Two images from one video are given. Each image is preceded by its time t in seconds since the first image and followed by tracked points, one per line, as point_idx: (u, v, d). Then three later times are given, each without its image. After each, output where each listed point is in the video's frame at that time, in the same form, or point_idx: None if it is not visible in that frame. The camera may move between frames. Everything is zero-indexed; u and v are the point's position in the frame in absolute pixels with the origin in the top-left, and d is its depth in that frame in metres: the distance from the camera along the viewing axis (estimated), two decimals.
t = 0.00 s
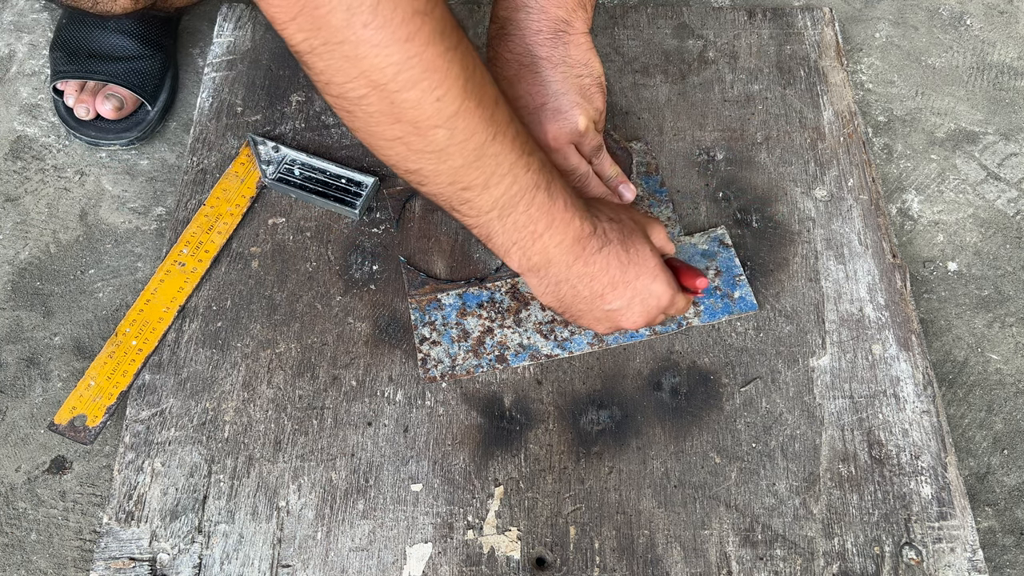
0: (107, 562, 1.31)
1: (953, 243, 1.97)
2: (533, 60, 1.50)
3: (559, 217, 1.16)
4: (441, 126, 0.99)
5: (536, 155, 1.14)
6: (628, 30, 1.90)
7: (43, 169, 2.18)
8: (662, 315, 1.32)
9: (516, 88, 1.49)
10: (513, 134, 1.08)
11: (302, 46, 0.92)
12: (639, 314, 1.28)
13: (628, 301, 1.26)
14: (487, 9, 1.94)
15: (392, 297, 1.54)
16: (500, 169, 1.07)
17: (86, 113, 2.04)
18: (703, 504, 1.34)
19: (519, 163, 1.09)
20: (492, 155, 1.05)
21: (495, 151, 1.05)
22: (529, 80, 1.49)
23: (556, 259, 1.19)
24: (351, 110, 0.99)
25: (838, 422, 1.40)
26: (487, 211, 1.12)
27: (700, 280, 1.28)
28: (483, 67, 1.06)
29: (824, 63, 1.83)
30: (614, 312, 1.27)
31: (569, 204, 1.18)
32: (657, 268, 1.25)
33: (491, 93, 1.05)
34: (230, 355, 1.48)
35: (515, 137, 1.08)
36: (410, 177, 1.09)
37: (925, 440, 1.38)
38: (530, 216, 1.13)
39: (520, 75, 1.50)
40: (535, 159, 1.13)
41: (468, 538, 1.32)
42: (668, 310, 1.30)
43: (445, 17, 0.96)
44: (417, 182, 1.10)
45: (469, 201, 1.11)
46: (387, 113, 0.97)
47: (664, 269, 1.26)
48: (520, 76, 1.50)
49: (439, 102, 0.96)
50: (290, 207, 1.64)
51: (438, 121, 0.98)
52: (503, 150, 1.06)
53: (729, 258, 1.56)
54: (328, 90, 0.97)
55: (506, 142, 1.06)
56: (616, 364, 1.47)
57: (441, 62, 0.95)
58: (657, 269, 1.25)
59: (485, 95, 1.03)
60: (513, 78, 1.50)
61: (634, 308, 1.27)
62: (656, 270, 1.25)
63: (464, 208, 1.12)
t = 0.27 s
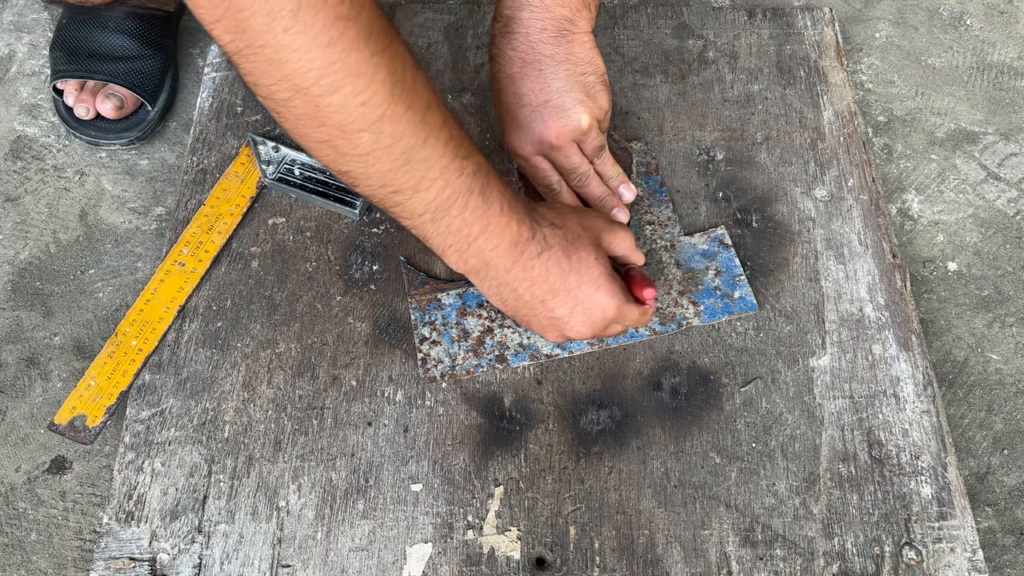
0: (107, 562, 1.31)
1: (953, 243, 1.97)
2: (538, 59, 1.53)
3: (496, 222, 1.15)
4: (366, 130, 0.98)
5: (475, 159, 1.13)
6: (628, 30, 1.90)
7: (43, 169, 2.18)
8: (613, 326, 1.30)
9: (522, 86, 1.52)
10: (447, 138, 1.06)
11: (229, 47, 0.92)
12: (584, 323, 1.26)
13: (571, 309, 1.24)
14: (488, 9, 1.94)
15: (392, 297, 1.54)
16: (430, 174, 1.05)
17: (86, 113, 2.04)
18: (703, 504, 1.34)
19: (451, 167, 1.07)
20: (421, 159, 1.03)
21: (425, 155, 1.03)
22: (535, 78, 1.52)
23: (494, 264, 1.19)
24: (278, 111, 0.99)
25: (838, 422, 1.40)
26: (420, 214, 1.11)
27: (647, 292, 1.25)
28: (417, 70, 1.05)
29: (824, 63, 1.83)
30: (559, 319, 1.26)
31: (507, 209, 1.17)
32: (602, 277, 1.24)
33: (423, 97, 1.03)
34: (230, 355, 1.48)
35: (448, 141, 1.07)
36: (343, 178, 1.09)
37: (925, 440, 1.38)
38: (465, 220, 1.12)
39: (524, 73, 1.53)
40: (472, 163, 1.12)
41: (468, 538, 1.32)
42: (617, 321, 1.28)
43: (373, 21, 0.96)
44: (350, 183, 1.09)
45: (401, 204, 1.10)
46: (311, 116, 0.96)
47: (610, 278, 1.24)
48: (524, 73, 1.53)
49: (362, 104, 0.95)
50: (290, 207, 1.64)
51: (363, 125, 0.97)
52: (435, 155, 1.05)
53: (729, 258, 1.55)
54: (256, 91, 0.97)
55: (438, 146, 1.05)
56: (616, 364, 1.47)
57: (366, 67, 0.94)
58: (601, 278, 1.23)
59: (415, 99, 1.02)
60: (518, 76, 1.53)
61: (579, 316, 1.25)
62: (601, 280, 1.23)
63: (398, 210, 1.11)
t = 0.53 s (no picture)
0: (107, 562, 1.31)
1: (953, 243, 1.97)
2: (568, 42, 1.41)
3: (416, 246, 1.15)
4: (274, 167, 0.99)
5: (395, 182, 1.12)
6: (628, 30, 1.90)
7: (43, 169, 2.18)
8: (550, 346, 1.25)
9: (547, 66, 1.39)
10: (360, 164, 1.06)
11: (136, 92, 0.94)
12: (515, 344, 1.24)
13: (499, 330, 1.22)
14: (488, 9, 1.94)
15: (392, 297, 1.54)
16: (344, 202, 1.06)
17: (86, 110, 2.05)
18: (703, 504, 1.34)
19: (367, 193, 1.06)
20: (334, 190, 1.04)
21: (336, 184, 1.04)
22: (563, 58, 1.38)
23: (421, 284, 1.21)
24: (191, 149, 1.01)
25: (838, 422, 1.40)
26: (344, 238, 1.12)
27: (558, 306, 1.14)
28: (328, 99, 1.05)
29: (824, 63, 1.83)
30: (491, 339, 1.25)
31: (429, 231, 1.16)
32: (528, 298, 1.19)
33: (333, 126, 1.03)
34: (230, 355, 1.48)
35: (362, 167, 1.06)
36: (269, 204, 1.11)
37: (925, 440, 1.38)
38: (388, 242, 1.13)
39: (551, 53, 1.40)
40: (390, 187, 1.11)
41: (468, 538, 1.31)
42: (551, 342, 1.23)
43: (275, 59, 0.96)
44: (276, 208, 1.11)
45: (323, 229, 1.11)
46: (219, 156, 0.98)
47: (538, 300, 1.19)
48: (551, 54, 1.40)
49: (267, 142, 0.96)
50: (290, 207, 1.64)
51: (270, 162, 0.98)
52: (347, 183, 1.05)
53: (729, 258, 1.55)
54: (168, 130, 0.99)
55: (351, 173, 1.04)
56: (616, 364, 1.47)
57: (266, 108, 0.95)
58: (528, 301, 1.19)
59: (325, 130, 1.02)
60: (546, 56, 1.40)
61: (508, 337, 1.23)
62: (526, 302, 1.18)
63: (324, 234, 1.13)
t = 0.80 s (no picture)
0: (106, 562, 1.31)
1: (953, 243, 1.97)
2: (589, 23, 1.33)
3: (376, 287, 1.22)
4: (209, 234, 1.09)
5: (339, 230, 1.20)
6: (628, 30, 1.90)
7: (43, 169, 2.18)
8: (533, 360, 1.31)
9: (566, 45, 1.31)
10: (296, 221, 1.14)
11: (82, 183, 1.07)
12: (497, 364, 1.29)
13: (479, 355, 1.29)
14: (488, 9, 1.94)
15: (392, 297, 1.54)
16: (288, 256, 1.14)
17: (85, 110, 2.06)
18: (703, 504, 1.34)
19: (308, 246, 1.15)
20: (276, 247, 1.13)
21: (276, 242, 1.13)
22: (581, 38, 1.31)
23: (395, 319, 1.28)
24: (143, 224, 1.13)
25: (838, 422, 1.40)
26: (301, 286, 1.21)
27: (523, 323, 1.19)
28: (255, 162, 1.12)
29: (824, 63, 1.83)
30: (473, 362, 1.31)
31: (387, 271, 1.23)
32: (500, 321, 1.25)
33: (261, 190, 1.11)
34: (230, 355, 1.48)
35: (301, 222, 1.14)
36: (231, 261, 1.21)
37: (925, 440, 1.38)
38: (342, 287, 1.21)
39: (569, 33, 1.32)
40: (335, 236, 1.19)
41: (468, 538, 1.32)
42: (536, 356, 1.28)
43: (188, 140, 1.05)
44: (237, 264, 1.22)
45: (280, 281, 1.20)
46: (163, 230, 1.09)
47: (510, 321, 1.25)
48: (569, 34, 1.32)
49: (196, 221, 1.07)
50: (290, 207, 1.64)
51: (205, 231, 1.08)
52: (286, 238, 1.13)
53: (729, 259, 1.55)
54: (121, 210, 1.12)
55: (288, 232, 1.13)
56: (616, 364, 1.47)
57: (185, 183, 1.04)
58: (501, 324, 1.24)
59: (252, 194, 1.10)
60: (565, 34, 1.32)
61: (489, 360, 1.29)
62: (498, 325, 1.24)
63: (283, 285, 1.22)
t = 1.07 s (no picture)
0: (106, 562, 1.31)
1: (953, 243, 1.97)
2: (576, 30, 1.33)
3: (375, 310, 1.29)
4: (207, 280, 1.15)
5: (331, 260, 1.25)
6: (628, 30, 1.90)
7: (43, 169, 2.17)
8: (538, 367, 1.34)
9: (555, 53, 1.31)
10: (287, 257, 1.19)
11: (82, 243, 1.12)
12: (502, 373, 1.33)
13: (484, 366, 1.33)
14: (488, 8, 1.94)
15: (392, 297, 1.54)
16: (285, 291, 1.21)
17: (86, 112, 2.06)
18: (703, 504, 1.34)
19: (303, 280, 1.21)
20: (272, 284, 1.19)
21: (271, 279, 1.19)
22: (569, 45, 1.31)
23: (400, 337, 1.34)
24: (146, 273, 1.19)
25: (838, 422, 1.40)
26: (302, 316, 1.27)
27: (520, 331, 1.23)
28: (242, 205, 1.17)
29: (824, 63, 1.83)
30: (479, 373, 1.35)
31: (384, 294, 1.29)
32: (499, 331, 1.29)
33: (250, 233, 1.16)
34: (230, 355, 1.48)
35: (293, 259, 1.20)
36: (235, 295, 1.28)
37: (925, 440, 1.38)
38: (341, 314, 1.27)
39: (557, 43, 1.32)
40: (328, 267, 1.24)
41: (468, 538, 1.31)
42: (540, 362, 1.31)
43: (172, 198, 1.09)
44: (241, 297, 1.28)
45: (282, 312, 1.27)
46: (164, 280, 1.16)
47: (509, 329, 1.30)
48: (556, 43, 1.32)
49: (194, 269, 1.13)
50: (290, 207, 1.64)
51: (203, 277, 1.15)
52: (280, 276, 1.19)
53: (729, 259, 1.55)
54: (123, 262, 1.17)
55: (281, 269, 1.19)
56: (616, 364, 1.47)
57: (177, 238, 1.09)
58: (500, 334, 1.29)
59: (242, 239, 1.15)
60: (551, 44, 1.32)
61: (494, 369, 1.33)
62: (497, 335, 1.29)
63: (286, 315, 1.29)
